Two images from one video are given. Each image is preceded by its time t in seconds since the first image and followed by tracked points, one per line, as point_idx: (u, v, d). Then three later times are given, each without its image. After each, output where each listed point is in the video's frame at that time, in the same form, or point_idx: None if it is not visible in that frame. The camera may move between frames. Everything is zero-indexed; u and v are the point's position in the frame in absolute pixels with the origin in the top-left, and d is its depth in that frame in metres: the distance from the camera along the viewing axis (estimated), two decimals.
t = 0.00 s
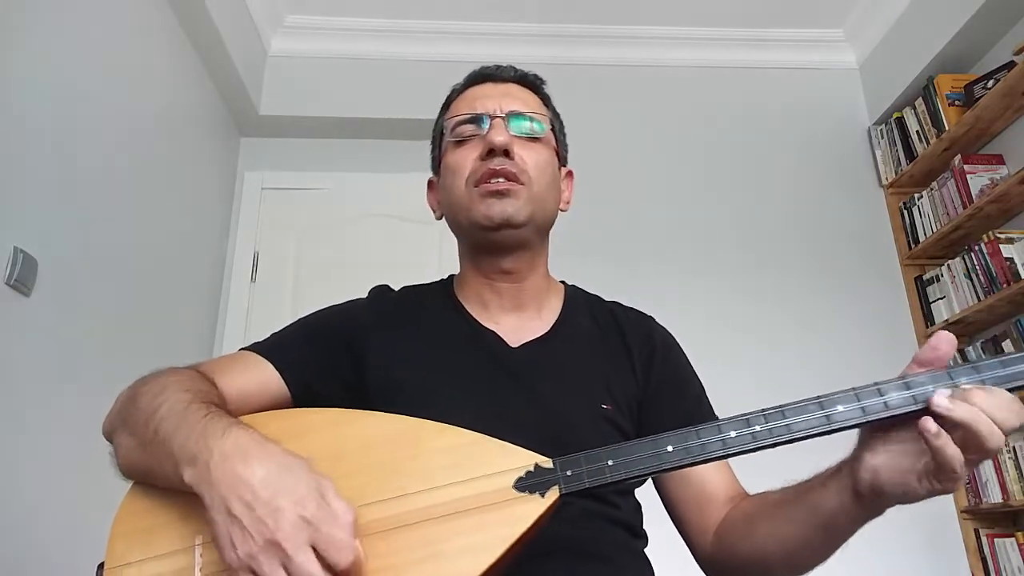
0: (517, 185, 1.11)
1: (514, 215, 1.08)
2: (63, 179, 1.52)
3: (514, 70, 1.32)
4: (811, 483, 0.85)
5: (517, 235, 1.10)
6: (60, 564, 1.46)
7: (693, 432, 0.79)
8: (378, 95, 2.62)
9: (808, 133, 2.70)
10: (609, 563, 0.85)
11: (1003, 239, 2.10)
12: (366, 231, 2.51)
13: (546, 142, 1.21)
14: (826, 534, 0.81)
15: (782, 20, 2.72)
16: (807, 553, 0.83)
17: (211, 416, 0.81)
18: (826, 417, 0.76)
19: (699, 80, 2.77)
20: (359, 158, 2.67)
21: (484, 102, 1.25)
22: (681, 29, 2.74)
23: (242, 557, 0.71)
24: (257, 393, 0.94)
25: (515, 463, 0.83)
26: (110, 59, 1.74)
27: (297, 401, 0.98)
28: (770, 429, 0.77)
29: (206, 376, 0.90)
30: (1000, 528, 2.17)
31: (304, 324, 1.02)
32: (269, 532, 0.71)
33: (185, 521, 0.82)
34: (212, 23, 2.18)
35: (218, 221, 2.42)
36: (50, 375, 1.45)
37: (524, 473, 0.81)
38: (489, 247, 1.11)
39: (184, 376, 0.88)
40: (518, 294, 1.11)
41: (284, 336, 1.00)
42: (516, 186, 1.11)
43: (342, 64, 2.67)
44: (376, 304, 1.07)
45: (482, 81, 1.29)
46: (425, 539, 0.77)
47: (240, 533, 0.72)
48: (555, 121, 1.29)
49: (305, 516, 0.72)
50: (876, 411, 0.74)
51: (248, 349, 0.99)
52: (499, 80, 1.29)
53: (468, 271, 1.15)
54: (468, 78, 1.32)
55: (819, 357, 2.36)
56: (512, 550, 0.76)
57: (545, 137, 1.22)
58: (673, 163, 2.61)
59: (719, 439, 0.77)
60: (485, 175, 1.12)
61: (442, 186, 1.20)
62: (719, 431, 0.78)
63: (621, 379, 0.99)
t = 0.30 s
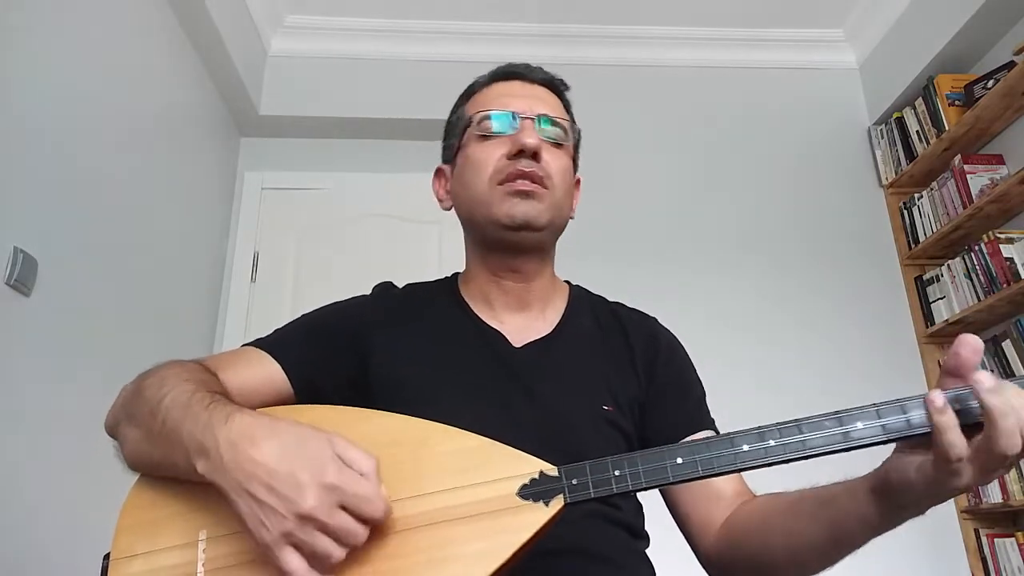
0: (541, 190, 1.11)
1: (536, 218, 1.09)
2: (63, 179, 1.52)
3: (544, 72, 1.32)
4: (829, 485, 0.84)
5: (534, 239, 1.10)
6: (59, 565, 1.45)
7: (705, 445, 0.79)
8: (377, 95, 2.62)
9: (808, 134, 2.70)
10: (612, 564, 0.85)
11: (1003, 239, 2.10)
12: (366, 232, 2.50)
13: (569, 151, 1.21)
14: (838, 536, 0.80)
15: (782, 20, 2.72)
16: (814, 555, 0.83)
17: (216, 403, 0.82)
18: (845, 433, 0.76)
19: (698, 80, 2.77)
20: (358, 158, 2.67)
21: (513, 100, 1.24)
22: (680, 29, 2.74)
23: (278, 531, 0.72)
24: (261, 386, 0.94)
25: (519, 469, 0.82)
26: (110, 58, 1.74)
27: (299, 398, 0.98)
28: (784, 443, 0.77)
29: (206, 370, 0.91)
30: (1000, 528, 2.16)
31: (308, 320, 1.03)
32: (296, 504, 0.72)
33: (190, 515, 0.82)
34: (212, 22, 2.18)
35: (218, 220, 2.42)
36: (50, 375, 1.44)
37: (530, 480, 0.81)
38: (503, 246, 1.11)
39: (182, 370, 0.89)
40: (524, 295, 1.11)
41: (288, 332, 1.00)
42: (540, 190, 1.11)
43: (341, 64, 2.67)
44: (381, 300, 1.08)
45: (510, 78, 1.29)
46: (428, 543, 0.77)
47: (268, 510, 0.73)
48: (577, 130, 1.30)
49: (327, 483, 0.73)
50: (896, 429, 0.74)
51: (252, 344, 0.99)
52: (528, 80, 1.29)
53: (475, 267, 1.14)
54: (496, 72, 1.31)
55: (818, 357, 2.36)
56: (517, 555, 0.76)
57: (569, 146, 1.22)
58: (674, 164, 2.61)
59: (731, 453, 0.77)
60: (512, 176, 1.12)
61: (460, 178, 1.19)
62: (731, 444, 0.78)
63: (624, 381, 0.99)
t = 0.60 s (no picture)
0: (563, 194, 1.11)
1: (556, 222, 1.09)
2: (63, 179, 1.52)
3: (572, 77, 1.32)
4: (829, 488, 0.84)
5: (550, 242, 1.10)
6: (59, 566, 1.45)
7: (707, 447, 0.79)
8: (377, 95, 2.62)
9: (808, 134, 2.70)
10: (615, 564, 0.85)
11: (1003, 239, 2.10)
12: (366, 232, 2.50)
13: (589, 159, 1.22)
14: (836, 539, 0.80)
15: (783, 20, 2.72)
16: (810, 558, 0.82)
17: (227, 424, 0.81)
18: (848, 436, 0.76)
19: (698, 79, 2.77)
20: (358, 159, 2.67)
21: (540, 101, 1.24)
22: (680, 29, 2.74)
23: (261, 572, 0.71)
24: (264, 382, 0.93)
25: (523, 471, 0.82)
26: (110, 58, 1.74)
27: (303, 394, 0.97)
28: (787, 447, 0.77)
29: (216, 367, 0.90)
30: (1000, 528, 2.16)
31: (313, 313, 1.02)
32: (286, 550, 0.71)
33: (189, 515, 0.82)
34: (212, 22, 2.18)
35: (218, 221, 2.42)
36: (50, 376, 1.44)
37: (533, 482, 0.80)
38: (518, 246, 1.11)
39: (193, 368, 0.88)
40: (532, 296, 1.11)
41: (292, 326, 0.99)
42: (563, 194, 1.11)
43: (341, 64, 2.67)
44: (386, 297, 1.07)
45: (539, 77, 1.29)
46: (427, 545, 0.77)
47: (257, 549, 0.72)
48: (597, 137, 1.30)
49: (321, 534, 0.71)
50: (899, 433, 0.75)
51: (255, 337, 0.98)
52: (555, 83, 1.29)
53: (486, 263, 1.14)
54: (524, 69, 1.31)
55: (818, 357, 2.36)
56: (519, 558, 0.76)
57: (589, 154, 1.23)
58: (674, 164, 2.60)
59: (734, 456, 0.77)
60: (536, 176, 1.12)
61: (480, 172, 1.19)
62: (735, 447, 0.78)
63: (629, 382, 0.99)
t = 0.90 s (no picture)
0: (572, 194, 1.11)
1: (563, 221, 1.09)
2: (64, 179, 1.52)
3: (582, 80, 1.32)
4: (831, 490, 0.84)
5: (556, 242, 1.10)
6: (60, 566, 1.45)
7: (712, 450, 0.78)
8: (377, 95, 2.61)
9: (808, 134, 2.70)
10: (618, 565, 0.85)
11: (1003, 239, 2.10)
12: (365, 232, 2.50)
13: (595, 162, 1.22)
14: (835, 541, 0.80)
15: (783, 20, 2.72)
16: (811, 560, 0.82)
17: (220, 399, 0.81)
18: (852, 441, 0.77)
19: (698, 80, 2.77)
20: (358, 159, 2.66)
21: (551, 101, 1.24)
22: (679, 29, 2.74)
23: (268, 535, 0.71)
24: (265, 383, 0.93)
25: (527, 471, 0.82)
26: (111, 57, 1.74)
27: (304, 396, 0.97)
28: (791, 451, 0.77)
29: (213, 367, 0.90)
30: (1000, 528, 2.16)
31: (315, 316, 1.02)
32: (290, 506, 0.71)
33: (191, 513, 0.82)
34: (212, 22, 2.18)
35: (218, 220, 2.41)
36: (50, 376, 1.44)
37: (536, 483, 0.80)
38: (523, 244, 1.10)
39: (187, 365, 0.89)
40: (535, 296, 1.11)
41: (295, 329, 0.99)
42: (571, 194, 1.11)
43: (341, 64, 2.66)
44: (387, 299, 1.07)
45: (550, 77, 1.29)
46: (430, 545, 0.77)
47: (261, 511, 0.71)
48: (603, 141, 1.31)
49: (324, 489, 0.72)
50: (903, 440, 0.75)
51: (258, 340, 0.98)
52: (564, 84, 1.29)
53: (490, 261, 1.14)
54: (535, 69, 1.31)
55: (818, 357, 2.36)
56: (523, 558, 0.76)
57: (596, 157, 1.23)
58: (674, 164, 2.60)
59: (738, 459, 0.77)
60: (546, 175, 1.12)
61: (488, 169, 1.18)
62: (739, 450, 0.78)
63: (633, 381, 0.99)
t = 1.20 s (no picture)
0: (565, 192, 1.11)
1: (557, 218, 1.09)
2: (64, 179, 1.52)
3: (575, 79, 1.32)
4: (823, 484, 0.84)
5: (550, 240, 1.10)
6: (61, 564, 1.46)
7: (703, 444, 0.79)
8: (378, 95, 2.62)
9: (808, 134, 2.70)
10: (614, 565, 0.85)
11: (1003, 239, 2.10)
12: (365, 231, 2.51)
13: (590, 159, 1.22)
14: (829, 536, 0.80)
15: (783, 21, 2.72)
16: (807, 555, 0.82)
17: (212, 405, 0.81)
18: (842, 432, 0.77)
19: (698, 79, 2.77)
20: (358, 159, 2.67)
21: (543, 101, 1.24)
22: (679, 29, 2.74)
23: (253, 543, 0.71)
24: (260, 387, 0.94)
25: (520, 469, 0.82)
26: (110, 58, 1.74)
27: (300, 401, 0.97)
28: (782, 443, 0.77)
29: (208, 372, 0.91)
30: (1000, 528, 2.16)
31: (309, 319, 1.02)
32: (276, 513, 0.71)
33: (186, 517, 0.82)
34: (212, 21, 2.18)
35: (218, 220, 2.42)
36: (50, 376, 1.44)
37: (529, 480, 0.80)
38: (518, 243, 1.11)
39: (183, 370, 0.89)
40: (531, 294, 1.11)
41: (290, 332, 1.00)
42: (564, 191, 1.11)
43: (341, 64, 2.67)
44: (382, 301, 1.07)
45: (543, 78, 1.29)
46: (423, 545, 0.77)
47: (247, 517, 0.71)
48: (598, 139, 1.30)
49: (311, 498, 0.72)
50: (893, 429, 0.75)
51: (252, 345, 0.99)
52: (558, 84, 1.29)
53: (486, 261, 1.14)
54: (529, 70, 1.31)
55: (818, 357, 2.36)
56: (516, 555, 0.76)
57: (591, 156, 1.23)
58: (674, 164, 2.60)
59: (730, 452, 0.77)
60: (538, 173, 1.12)
61: (482, 169, 1.19)
62: (730, 444, 0.78)
63: (627, 381, 0.99)
